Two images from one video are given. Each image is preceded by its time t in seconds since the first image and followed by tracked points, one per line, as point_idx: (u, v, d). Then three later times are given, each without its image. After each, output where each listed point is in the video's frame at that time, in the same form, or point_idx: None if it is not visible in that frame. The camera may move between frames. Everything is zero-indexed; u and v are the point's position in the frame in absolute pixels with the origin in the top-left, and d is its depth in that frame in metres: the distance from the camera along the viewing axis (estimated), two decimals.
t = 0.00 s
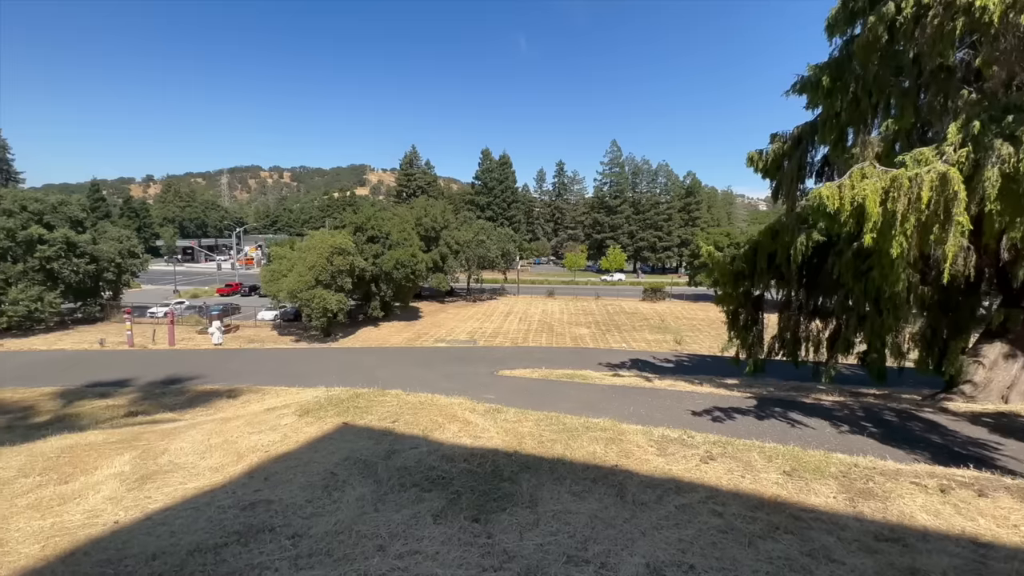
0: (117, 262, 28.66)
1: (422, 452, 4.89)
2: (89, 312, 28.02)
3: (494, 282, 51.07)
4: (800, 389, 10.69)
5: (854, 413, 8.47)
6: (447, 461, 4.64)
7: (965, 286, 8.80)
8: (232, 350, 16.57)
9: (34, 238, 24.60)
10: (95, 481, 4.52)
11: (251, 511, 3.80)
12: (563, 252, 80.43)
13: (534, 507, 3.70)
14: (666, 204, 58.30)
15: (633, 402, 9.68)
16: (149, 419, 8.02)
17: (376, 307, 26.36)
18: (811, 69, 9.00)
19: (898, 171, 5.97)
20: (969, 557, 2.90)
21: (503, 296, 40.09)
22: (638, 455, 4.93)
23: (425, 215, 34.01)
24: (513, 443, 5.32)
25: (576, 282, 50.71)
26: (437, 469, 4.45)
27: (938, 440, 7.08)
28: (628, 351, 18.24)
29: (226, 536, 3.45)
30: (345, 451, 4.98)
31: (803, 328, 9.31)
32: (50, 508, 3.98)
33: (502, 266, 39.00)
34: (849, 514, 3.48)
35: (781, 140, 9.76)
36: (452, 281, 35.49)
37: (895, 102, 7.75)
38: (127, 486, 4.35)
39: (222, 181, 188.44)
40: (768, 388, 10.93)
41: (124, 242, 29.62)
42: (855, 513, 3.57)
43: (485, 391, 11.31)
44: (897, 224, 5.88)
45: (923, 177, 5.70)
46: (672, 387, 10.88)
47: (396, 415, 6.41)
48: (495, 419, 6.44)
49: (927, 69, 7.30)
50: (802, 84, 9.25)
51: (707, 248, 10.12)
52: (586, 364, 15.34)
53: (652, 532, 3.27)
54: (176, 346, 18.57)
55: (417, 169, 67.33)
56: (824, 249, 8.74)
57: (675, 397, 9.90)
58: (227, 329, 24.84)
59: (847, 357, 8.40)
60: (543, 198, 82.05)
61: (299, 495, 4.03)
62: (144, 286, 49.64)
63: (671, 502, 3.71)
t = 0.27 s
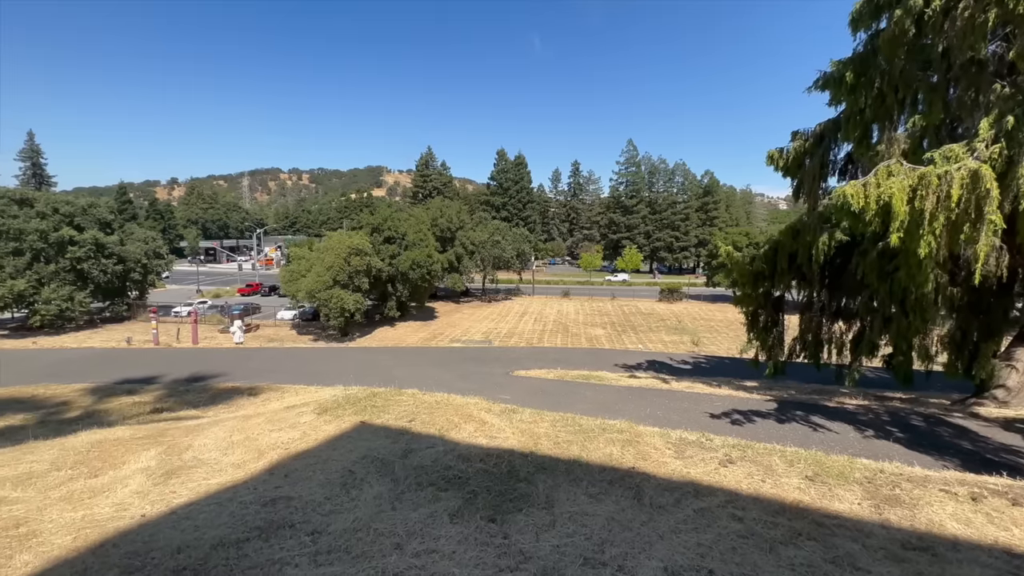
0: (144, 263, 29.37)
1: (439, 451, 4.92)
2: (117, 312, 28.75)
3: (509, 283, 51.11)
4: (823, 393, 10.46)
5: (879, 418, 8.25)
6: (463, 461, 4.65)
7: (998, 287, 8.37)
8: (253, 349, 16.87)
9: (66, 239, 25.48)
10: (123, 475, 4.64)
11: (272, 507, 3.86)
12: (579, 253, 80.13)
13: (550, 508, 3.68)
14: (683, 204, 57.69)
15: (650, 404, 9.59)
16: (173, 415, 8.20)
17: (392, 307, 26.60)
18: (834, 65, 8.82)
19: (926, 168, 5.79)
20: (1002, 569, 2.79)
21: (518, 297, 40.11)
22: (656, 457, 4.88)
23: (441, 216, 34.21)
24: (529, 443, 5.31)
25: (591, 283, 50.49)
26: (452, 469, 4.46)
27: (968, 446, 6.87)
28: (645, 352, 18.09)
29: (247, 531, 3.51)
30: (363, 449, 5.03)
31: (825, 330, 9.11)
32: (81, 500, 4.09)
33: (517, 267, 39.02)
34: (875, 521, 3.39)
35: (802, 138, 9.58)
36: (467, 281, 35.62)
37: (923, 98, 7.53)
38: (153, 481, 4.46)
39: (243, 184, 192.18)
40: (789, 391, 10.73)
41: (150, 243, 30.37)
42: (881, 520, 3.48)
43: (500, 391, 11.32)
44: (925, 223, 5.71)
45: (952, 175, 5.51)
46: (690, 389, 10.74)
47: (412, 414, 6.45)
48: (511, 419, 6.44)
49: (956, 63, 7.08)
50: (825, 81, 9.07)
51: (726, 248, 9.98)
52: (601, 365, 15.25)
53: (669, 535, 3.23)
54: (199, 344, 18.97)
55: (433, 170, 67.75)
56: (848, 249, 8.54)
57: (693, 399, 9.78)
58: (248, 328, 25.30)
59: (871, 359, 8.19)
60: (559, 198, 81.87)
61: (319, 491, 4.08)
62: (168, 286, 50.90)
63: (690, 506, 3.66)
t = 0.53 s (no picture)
0: (168, 263, 30.02)
1: (454, 451, 4.91)
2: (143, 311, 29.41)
3: (525, 283, 51.09)
4: (845, 396, 10.22)
5: (905, 423, 8.03)
6: (478, 461, 4.64)
7: None
8: (272, 348, 17.11)
9: (95, 240, 26.23)
10: (147, 470, 4.74)
11: (290, 503, 3.89)
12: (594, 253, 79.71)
13: (565, 510, 3.65)
14: (701, 204, 56.98)
15: (666, 405, 9.48)
16: (195, 412, 8.35)
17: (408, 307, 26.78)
18: (857, 60, 8.62)
19: (956, 165, 5.61)
20: None
21: (533, 297, 40.06)
22: (673, 460, 4.81)
23: (456, 216, 34.33)
24: (544, 444, 5.28)
25: (607, 283, 50.20)
26: (467, 469, 4.45)
27: (1000, 453, 6.64)
28: (661, 353, 17.91)
29: (266, 527, 3.55)
30: (379, 448, 5.06)
31: (848, 332, 8.89)
32: (107, 494, 4.19)
33: (532, 267, 38.97)
34: (902, 530, 3.29)
35: (824, 135, 9.37)
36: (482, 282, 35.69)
37: (951, 93, 7.29)
38: (176, 476, 4.54)
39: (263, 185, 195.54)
40: (811, 395, 10.51)
41: (175, 245, 31.04)
42: (908, 529, 3.37)
43: (515, 391, 11.31)
44: (955, 222, 5.53)
45: (982, 173, 5.30)
46: (708, 391, 10.59)
47: (428, 413, 6.47)
48: (526, 420, 6.42)
49: (988, 56, 6.84)
50: (849, 76, 8.87)
51: (746, 248, 9.82)
52: (617, 366, 15.14)
53: (687, 540, 3.18)
54: (221, 343, 19.32)
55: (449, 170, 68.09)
56: (872, 249, 8.32)
57: (711, 401, 9.64)
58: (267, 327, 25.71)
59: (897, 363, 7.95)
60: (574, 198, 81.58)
61: (336, 489, 4.11)
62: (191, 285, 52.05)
63: (708, 510, 3.60)
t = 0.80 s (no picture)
0: (192, 263, 30.63)
1: (469, 451, 4.90)
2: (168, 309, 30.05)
3: (540, 283, 51.01)
4: (870, 401, 9.95)
5: (933, 429, 7.78)
6: (493, 462, 4.62)
7: None
8: (290, 346, 17.34)
9: (122, 241, 26.93)
10: (170, 465, 4.83)
11: (308, 501, 3.92)
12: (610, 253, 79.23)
13: (581, 513, 3.61)
14: (719, 203, 56.24)
15: (684, 408, 9.35)
16: (217, 409, 8.50)
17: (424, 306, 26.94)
18: (884, 54, 8.38)
19: (990, 162, 5.41)
20: None
21: (549, 297, 39.95)
22: (691, 464, 4.73)
23: (472, 217, 34.42)
24: (559, 446, 5.24)
25: (623, 284, 49.85)
26: (482, 469, 4.43)
27: None
28: (679, 354, 17.69)
29: (284, 523, 3.57)
30: (394, 447, 5.07)
31: (874, 335, 8.66)
32: (132, 488, 4.27)
33: (548, 267, 38.87)
34: (932, 540, 3.17)
35: (849, 132, 9.14)
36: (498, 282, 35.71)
37: (985, 87, 7.04)
38: (198, 472, 4.62)
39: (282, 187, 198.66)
40: (834, 398, 10.25)
41: (199, 245, 31.66)
42: (938, 539, 3.25)
43: (531, 392, 11.27)
44: (989, 220, 5.32)
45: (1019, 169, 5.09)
46: (726, 394, 10.42)
47: (443, 413, 6.47)
48: (542, 421, 6.38)
49: None
50: (875, 72, 8.64)
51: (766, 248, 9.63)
52: (634, 367, 15.00)
53: (706, 546, 3.12)
54: (241, 341, 19.65)
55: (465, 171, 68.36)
56: (899, 249, 8.08)
57: (730, 404, 9.48)
58: (286, 326, 26.07)
59: (925, 367, 7.70)
60: (590, 198, 81.23)
61: (352, 487, 4.13)
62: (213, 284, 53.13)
63: (728, 515, 3.53)
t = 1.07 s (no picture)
0: (215, 263, 31.24)
1: (484, 452, 4.89)
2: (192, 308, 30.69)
3: (555, 284, 50.86)
4: (896, 406, 9.68)
5: (962, 436, 7.53)
6: (508, 463, 4.60)
7: None
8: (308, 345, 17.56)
9: (149, 241, 27.58)
10: (193, 461, 4.91)
11: (325, 498, 3.95)
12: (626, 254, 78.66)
13: (597, 516, 3.56)
14: (738, 203, 55.43)
15: (703, 411, 9.20)
16: (238, 406, 8.63)
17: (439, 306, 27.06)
18: (912, 48, 8.13)
19: None
20: None
21: (564, 298, 39.81)
22: (709, 468, 4.64)
23: (488, 217, 34.46)
24: (574, 448, 5.19)
25: (639, 284, 49.43)
26: (498, 470, 4.41)
27: None
28: (696, 356, 17.45)
29: (302, 520, 3.60)
30: (410, 446, 5.08)
31: (900, 338, 8.41)
32: (156, 483, 4.35)
33: (563, 267, 38.73)
34: (964, 552, 3.06)
35: (874, 129, 8.89)
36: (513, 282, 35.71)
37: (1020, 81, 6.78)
38: (219, 468, 4.69)
39: (301, 188, 201.64)
40: (858, 403, 10.00)
41: (221, 245, 32.28)
42: (970, 551, 3.13)
43: (546, 393, 11.22)
44: None
45: None
46: (746, 397, 10.23)
47: (459, 413, 6.47)
48: (557, 422, 6.33)
49: None
50: (902, 66, 8.38)
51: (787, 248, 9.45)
52: (650, 369, 14.84)
53: (725, 552, 3.05)
54: (262, 340, 19.97)
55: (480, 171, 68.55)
56: (927, 249, 7.83)
57: (750, 408, 9.30)
58: (304, 326, 26.42)
59: (955, 371, 7.44)
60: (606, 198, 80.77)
61: (369, 486, 4.14)
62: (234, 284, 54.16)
63: (748, 521, 3.45)
